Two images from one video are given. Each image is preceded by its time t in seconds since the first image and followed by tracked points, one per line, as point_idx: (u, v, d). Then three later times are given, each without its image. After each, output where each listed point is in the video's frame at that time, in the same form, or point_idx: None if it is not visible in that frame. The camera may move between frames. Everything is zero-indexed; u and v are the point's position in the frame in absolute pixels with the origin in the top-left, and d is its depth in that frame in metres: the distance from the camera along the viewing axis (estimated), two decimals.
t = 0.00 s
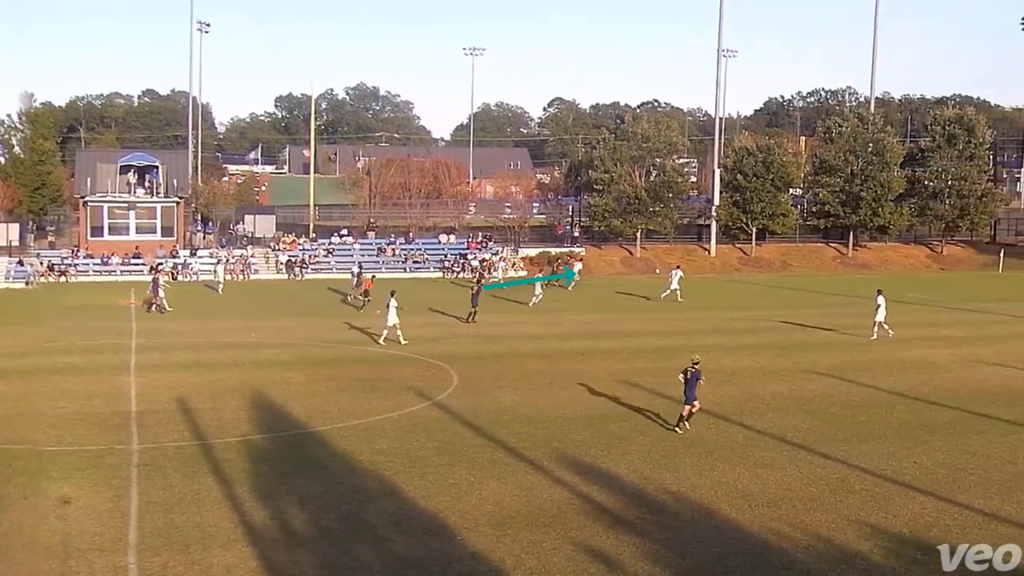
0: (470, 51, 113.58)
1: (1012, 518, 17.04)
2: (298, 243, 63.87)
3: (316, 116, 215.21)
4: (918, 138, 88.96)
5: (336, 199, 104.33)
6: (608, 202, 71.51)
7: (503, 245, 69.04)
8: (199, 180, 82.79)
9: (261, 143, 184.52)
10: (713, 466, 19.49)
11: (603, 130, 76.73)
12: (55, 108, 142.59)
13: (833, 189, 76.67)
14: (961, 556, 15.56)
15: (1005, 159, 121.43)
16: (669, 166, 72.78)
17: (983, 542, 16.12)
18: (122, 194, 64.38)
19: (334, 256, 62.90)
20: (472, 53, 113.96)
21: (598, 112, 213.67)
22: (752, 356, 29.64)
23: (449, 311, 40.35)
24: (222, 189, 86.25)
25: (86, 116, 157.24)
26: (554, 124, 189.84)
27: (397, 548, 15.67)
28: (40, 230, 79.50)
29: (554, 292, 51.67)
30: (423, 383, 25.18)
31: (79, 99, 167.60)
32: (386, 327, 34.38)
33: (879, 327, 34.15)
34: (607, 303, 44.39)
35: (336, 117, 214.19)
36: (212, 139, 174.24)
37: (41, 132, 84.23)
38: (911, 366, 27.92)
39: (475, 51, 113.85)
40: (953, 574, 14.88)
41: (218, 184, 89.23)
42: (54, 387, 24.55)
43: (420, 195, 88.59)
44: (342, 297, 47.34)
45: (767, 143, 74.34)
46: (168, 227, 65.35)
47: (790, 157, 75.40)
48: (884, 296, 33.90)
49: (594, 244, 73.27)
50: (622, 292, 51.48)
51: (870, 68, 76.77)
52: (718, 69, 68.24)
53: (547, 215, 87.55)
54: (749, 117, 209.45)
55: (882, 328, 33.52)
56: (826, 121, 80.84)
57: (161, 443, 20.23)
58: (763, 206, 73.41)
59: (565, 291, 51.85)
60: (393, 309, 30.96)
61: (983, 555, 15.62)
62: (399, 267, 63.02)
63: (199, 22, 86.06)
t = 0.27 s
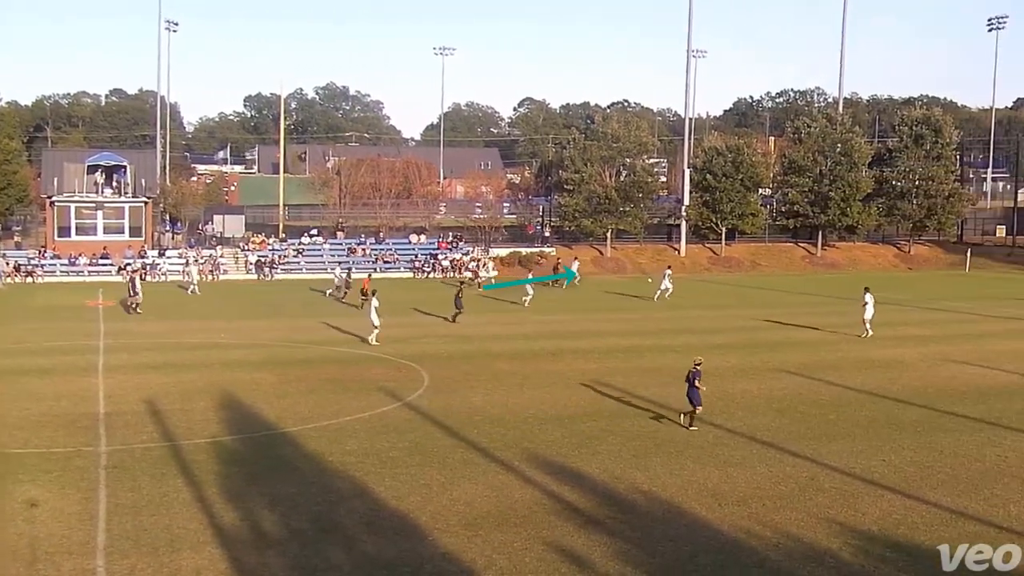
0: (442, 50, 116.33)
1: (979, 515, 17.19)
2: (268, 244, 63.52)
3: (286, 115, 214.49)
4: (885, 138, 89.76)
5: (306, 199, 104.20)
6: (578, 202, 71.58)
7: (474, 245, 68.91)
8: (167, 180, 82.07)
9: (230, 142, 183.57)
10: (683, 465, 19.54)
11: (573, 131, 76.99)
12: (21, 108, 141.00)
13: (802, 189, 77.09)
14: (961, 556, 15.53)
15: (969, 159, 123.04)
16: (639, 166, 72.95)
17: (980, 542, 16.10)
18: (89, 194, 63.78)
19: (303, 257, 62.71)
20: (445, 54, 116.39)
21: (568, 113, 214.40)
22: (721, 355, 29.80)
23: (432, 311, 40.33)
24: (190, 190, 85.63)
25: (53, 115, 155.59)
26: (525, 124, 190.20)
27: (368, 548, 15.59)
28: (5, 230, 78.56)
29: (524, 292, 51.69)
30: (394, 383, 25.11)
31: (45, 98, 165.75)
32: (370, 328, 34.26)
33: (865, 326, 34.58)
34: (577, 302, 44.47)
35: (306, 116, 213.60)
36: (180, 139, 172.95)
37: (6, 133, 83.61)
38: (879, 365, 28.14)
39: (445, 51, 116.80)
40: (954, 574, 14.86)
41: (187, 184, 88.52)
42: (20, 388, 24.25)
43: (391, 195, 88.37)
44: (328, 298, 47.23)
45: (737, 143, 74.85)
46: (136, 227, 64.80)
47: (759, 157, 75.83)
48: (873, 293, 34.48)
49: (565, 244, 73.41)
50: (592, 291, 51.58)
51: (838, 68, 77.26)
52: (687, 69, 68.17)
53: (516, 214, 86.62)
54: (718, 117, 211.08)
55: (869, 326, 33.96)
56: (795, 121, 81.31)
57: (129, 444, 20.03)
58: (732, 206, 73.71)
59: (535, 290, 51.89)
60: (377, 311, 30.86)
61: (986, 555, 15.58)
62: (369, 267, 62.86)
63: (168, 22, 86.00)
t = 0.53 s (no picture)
0: (412, 50, 118.56)
1: (947, 513, 17.33)
2: (239, 244, 63.17)
3: (257, 115, 213.76)
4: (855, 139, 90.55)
5: (277, 199, 104.07)
6: (550, 202, 71.70)
7: (445, 245, 68.64)
8: (136, 180, 81.41)
9: (200, 142, 182.59)
10: (655, 465, 19.58)
11: (545, 131, 77.11)
12: None
13: (772, 189, 77.57)
14: (962, 556, 15.52)
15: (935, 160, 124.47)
16: (611, 166, 73.00)
17: (978, 543, 16.08)
18: (58, 194, 63.14)
19: (274, 257, 62.34)
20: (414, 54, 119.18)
21: (540, 113, 214.93)
22: (694, 355, 29.89)
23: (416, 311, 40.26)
24: (160, 190, 85.04)
25: (20, 114, 153.98)
26: (497, 124, 190.52)
27: (340, 549, 15.53)
28: None
29: (494, 292, 51.70)
30: (366, 384, 25.03)
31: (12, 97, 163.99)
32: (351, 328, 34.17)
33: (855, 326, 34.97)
34: (548, 302, 44.51)
35: (277, 117, 212.91)
36: (150, 138, 171.60)
37: None
38: (849, 364, 28.34)
39: (416, 51, 119.04)
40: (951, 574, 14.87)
41: (156, 184, 87.84)
42: None
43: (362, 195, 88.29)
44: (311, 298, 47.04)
45: (708, 143, 75.33)
46: (105, 227, 64.23)
47: (730, 157, 76.29)
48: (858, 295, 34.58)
49: (537, 244, 73.45)
50: (563, 291, 51.65)
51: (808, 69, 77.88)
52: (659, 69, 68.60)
53: (488, 213, 87.31)
54: (688, 118, 212.47)
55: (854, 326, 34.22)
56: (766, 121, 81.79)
57: (99, 446, 19.86)
58: (703, 206, 74.06)
59: (506, 291, 51.88)
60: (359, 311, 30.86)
61: (987, 556, 15.56)
62: (341, 267, 62.62)
63: (138, 21, 85.76)
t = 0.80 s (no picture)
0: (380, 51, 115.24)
1: (915, 511, 17.40)
2: (206, 244, 62.79)
3: (224, 114, 212.69)
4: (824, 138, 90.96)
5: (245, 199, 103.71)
6: (520, 202, 71.52)
7: (415, 245, 68.32)
8: (102, 179, 80.68)
9: (167, 141, 181.46)
10: (625, 465, 19.56)
11: (514, 131, 76.96)
12: None
13: (741, 189, 77.74)
14: (961, 555, 15.51)
15: (901, 161, 125.71)
16: (581, 166, 73.31)
17: (965, 543, 16.08)
18: (22, 194, 62.46)
19: (242, 257, 61.98)
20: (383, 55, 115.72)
21: (509, 113, 215.36)
22: (664, 355, 29.92)
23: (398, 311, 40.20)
24: (126, 189, 84.35)
25: None
26: (468, 122, 190.60)
27: (308, 551, 15.42)
28: None
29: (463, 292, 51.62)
30: (334, 384, 24.89)
31: None
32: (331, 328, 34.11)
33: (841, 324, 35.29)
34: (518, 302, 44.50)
35: (245, 115, 211.93)
36: (116, 137, 170.05)
37: None
38: (817, 363, 28.47)
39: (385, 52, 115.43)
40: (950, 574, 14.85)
41: (124, 183, 87.06)
42: None
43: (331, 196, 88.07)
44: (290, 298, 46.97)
45: (677, 143, 75.34)
46: (70, 227, 63.60)
47: (699, 157, 76.47)
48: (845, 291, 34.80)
49: (506, 244, 73.29)
50: (531, 291, 51.69)
51: (777, 69, 78.29)
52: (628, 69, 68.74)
53: (457, 213, 88.03)
54: (657, 118, 213.59)
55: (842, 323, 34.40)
56: (735, 121, 82.15)
57: (64, 448, 19.64)
58: (673, 206, 74.33)
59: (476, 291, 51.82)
60: (337, 312, 30.76)
61: (986, 555, 15.54)
62: (310, 267, 62.43)
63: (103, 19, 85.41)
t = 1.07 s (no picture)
0: (350, 48, 116.39)
1: (886, 511, 17.42)
2: (174, 244, 62.38)
3: (191, 113, 211.79)
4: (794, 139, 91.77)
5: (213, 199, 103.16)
6: (491, 202, 71.20)
7: (385, 245, 68.20)
8: (68, 179, 79.96)
9: (133, 140, 180.42)
10: (596, 465, 19.47)
11: (485, 130, 76.83)
12: None
13: (712, 189, 77.92)
14: (961, 556, 15.46)
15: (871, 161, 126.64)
16: (552, 166, 73.46)
17: (941, 542, 16.07)
18: None
19: (210, 257, 61.61)
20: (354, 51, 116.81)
21: (480, 112, 215.63)
22: (635, 355, 29.87)
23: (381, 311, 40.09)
24: (93, 189, 83.63)
25: None
26: (439, 122, 190.66)
27: (278, 553, 15.25)
28: None
29: (433, 292, 51.51)
30: (304, 386, 24.67)
31: None
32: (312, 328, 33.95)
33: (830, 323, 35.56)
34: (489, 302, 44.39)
35: (213, 114, 211.20)
36: (82, 136, 168.60)
37: None
38: (788, 363, 28.52)
39: (355, 49, 116.59)
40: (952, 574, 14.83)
41: (88, 183, 86.29)
42: None
43: (300, 195, 87.78)
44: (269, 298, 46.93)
45: (648, 144, 75.47)
46: (36, 227, 62.95)
47: (671, 157, 76.60)
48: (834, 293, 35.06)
49: (477, 244, 73.18)
50: (501, 291, 51.61)
51: (748, 69, 78.64)
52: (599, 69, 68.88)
53: (427, 213, 88.15)
54: (628, 118, 214.68)
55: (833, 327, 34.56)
56: (706, 121, 82.31)
57: (28, 451, 19.35)
58: (644, 206, 74.42)
59: (447, 291, 51.77)
60: (315, 311, 30.44)
61: (984, 555, 15.52)
62: (279, 267, 62.19)
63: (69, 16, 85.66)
